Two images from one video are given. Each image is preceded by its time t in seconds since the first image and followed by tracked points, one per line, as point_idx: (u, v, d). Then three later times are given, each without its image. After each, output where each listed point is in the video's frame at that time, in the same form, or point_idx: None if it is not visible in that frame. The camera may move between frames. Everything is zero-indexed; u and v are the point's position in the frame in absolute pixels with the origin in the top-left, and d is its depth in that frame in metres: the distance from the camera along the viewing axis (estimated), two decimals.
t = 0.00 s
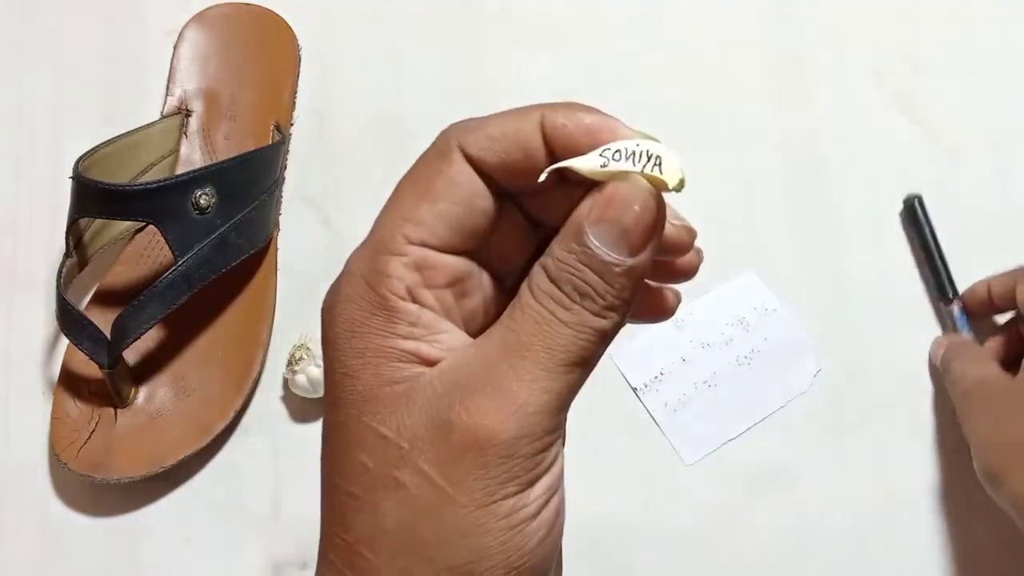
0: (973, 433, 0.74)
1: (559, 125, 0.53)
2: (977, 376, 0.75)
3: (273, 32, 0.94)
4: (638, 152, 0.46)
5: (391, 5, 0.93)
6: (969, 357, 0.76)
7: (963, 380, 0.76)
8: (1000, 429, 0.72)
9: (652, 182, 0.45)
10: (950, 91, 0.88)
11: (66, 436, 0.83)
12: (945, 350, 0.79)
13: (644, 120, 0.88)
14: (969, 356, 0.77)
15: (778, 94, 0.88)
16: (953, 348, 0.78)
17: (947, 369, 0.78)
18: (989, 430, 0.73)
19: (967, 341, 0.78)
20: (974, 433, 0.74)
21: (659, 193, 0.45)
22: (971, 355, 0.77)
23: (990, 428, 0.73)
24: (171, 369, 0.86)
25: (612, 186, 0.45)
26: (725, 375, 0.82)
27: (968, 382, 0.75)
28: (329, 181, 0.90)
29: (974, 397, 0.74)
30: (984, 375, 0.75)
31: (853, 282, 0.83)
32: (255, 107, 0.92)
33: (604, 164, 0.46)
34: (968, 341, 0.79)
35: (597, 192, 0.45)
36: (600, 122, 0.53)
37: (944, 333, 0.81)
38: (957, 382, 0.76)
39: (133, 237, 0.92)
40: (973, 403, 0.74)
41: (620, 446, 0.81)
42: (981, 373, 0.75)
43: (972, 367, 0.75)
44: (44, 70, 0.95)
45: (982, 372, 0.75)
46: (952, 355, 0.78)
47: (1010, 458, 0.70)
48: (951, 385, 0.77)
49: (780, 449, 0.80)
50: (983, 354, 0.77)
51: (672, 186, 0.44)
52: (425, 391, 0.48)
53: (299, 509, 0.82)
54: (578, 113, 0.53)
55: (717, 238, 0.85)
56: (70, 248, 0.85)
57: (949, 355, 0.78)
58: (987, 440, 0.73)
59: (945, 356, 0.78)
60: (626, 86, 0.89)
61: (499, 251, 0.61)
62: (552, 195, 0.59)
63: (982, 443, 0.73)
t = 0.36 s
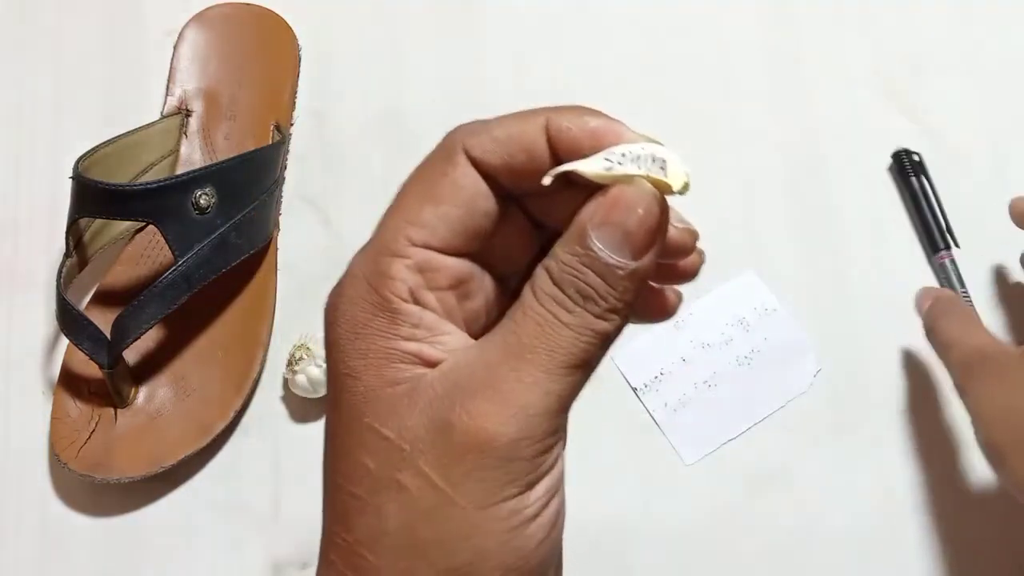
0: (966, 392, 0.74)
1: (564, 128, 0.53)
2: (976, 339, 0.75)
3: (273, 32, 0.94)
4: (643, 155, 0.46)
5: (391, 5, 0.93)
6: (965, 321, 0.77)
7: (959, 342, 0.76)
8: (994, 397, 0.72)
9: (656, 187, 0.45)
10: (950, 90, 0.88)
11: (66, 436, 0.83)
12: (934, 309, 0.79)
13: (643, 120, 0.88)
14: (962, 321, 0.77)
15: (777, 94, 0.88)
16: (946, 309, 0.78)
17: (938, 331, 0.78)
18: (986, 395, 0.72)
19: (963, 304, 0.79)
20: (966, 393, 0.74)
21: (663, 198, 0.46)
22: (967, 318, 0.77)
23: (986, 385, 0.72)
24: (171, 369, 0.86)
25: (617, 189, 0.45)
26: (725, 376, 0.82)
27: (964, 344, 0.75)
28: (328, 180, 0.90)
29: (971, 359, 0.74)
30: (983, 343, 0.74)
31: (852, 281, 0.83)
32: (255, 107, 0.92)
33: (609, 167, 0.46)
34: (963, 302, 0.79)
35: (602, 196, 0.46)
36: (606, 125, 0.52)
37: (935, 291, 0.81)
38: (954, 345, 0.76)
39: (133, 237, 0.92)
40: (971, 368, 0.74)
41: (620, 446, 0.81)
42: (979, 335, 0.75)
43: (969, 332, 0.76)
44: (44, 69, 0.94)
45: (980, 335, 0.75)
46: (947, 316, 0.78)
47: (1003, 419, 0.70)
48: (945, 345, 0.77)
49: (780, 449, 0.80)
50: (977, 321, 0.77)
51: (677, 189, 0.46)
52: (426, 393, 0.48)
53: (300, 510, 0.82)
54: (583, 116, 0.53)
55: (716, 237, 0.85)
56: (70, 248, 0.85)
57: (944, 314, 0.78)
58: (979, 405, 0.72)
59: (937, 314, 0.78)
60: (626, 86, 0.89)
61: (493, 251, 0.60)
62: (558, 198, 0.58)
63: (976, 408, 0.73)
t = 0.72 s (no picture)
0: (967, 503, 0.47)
1: (546, 113, 0.52)
2: (981, 450, 0.44)
3: (273, 32, 0.94)
4: (631, 137, 0.46)
5: (391, 5, 0.93)
6: (981, 370, 0.45)
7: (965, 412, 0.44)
8: None
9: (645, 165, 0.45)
10: (950, 90, 0.88)
11: (66, 436, 0.83)
12: (887, 308, 0.45)
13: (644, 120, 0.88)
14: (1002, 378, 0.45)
15: (777, 94, 0.88)
16: (896, 322, 0.45)
17: (908, 360, 0.45)
18: None
19: (934, 308, 0.45)
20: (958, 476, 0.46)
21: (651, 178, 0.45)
22: (958, 351, 0.45)
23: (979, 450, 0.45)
24: (171, 369, 0.86)
25: (603, 171, 0.45)
26: (725, 375, 0.82)
27: (997, 445, 0.44)
28: (329, 181, 0.90)
29: (995, 465, 0.44)
30: None
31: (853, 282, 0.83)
32: (254, 107, 0.92)
33: (597, 149, 0.46)
34: (926, 305, 0.45)
35: (587, 178, 0.45)
36: (587, 108, 0.52)
37: (874, 268, 0.46)
38: (954, 423, 0.45)
39: (133, 237, 0.91)
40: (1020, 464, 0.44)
41: (620, 446, 0.81)
42: (983, 402, 0.44)
43: (1003, 406, 0.44)
44: (44, 70, 0.94)
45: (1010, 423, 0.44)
46: (890, 325, 0.45)
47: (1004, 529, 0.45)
48: (942, 425, 0.45)
49: (781, 450, 0.80)
50: (971, 361, 0.45)
51: (666, 171, 0.45)
52: (428, 385, 0.47)
53: (300, 510, 0.82)
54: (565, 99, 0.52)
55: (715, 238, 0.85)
56: (70, 248, 0.85)
57: (892, 324, 0.45)
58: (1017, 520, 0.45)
59: (880, 321, 0.45)
60: (625, 86, 0.89)
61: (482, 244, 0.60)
62: (541, 188, 0.57)
63: (994, 519, 0.46)
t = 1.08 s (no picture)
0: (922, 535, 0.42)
1: (581, 123, 0.53)
2: (936, 481, 0.40)
3: (273, 33, 0.94)
4: (674, 144, 0.46)
5: (391, 5, 0.93)
6: (909, 369, 0.41)
7: (911, 424, 0.40)
8: None
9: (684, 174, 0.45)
10: (949, 91, 0.88)
11: (66, 436, 0.83)
12: (788, 305, 0.40)
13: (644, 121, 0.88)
14: (941, 372, 0.41)
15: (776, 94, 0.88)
16: (809, 321, 0.40)
17: (838, 368, 0.40)
18: (1014, 521, 0.39)
19: (839, 286, 0.41)
20: (931, 490, 0.41)
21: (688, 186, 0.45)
22: (876, 344, 0.41)
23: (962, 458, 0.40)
24: (171, 369, 0.86)
25: (641, 178, 0.44)
26: (724, 375, 0.83)
27: (953, 469, 0.40)
28: (329, 181, 0.90)
29: (961, 494, 0.40)
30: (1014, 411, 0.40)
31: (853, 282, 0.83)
32: (254, 107, 0.92)
33: (639, 156, 0.46)
34: (821, 277, 0.41)
35: (624, 185, 0.44)
36: (624, 115, 0.53)
37: (756, 250, 0.42)
38: (896, 435, 0.40)
39: (133, 237, 0.91)
40: (990, 494, 0.40)
41: (620, 446, 0.81)
42: (928, 412, 0.40)
43: (945, 411, 0.40)
44: (44, 70, 0.94)
45: (959, 439, 0.40)
46: (802, 321, 0.40)
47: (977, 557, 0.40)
48: (883, 438, 0.40)
49: (780, 449, 0.80)
50: (888, 351, 0.41)
51: (711, 177, 0.46)
52: (449, 400, 0.46)
53: (299, 510, 0.82)
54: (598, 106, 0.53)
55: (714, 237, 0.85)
56: (70, 248, 0.85)
57: (797, 318, 0.40)
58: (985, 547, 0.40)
59: (784, 318, 0.40)
60: (625, 86, 0.89)
61: (501, 254, 0.59)
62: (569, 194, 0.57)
63: (957, 541, 0.40)
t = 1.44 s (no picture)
0: (890, 488, 0.42)
1: (579, 124, 0.52)
2: (906, 432, 0.40)
3: (273, 33, 0.94)
4: (678, 147, 0.46)
5: (391, 4, 0.93)
6: (889, 320, 0.41)
7: (885, 373, 0.40)
8: (991, 478, 0.39)
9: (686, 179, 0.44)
10: (949, 91, 0.88)
11: (67, 436, 0.83)
12: (778, 252, 0.40)
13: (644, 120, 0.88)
14: (919, 325, 0.41)
15: (776, 94, 0.88)
16: (793, 266, 0.40)
17: (817, 314, 0.40)
18: (979, 477, 0.40)
19: (827, 238, 0.41)
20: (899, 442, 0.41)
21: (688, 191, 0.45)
22: (856, 294, 0.41)
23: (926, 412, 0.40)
24: (171, 370, 0.86)
25: (642, 180, 0.44)
26: (725, 375, 0.83)
27: (923, 420, 0.40)
28: (329, 181, 0.90)
29: (929, 447, 0.40)
30: (984, 370, 0.41)
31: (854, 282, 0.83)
32: (254, 107, 0.92)
33: (640, 157, 0.46)
34: (809, 226, 0.41)
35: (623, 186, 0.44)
36: (623, 117, 0.52)
37: (747, 197, 0.42)
38: (870, 384, 0.40)
39: (133, 237, 0.92)
40: (959, 449, 0.40)
41: (620, 446, 0.81)
42: (906, 364, 0.40)
43: (919, 361, 0.40)
44: (44, 70, 0.94)
45: (930, 391, 0.40)
46: (786, 264, 0.40)
47: (942, 512, 0.40)
48: (856, 385, 0.40)
49: (780, 449, 0.80)
50: (868, 302, 0.41)
51: (714, 180, 0.45)
52: (436, 400, 0.45)
53: (298, 510, 0.82)
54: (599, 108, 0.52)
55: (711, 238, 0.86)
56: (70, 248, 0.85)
57: (780, 260, 0.40)
58: (952, 501, 0.40)
59: (768, 258, 0.40)
60: (625, 86, 0.89)
61: (494, 255, 0.59)
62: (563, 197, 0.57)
63: (926, 495, 0.40)
